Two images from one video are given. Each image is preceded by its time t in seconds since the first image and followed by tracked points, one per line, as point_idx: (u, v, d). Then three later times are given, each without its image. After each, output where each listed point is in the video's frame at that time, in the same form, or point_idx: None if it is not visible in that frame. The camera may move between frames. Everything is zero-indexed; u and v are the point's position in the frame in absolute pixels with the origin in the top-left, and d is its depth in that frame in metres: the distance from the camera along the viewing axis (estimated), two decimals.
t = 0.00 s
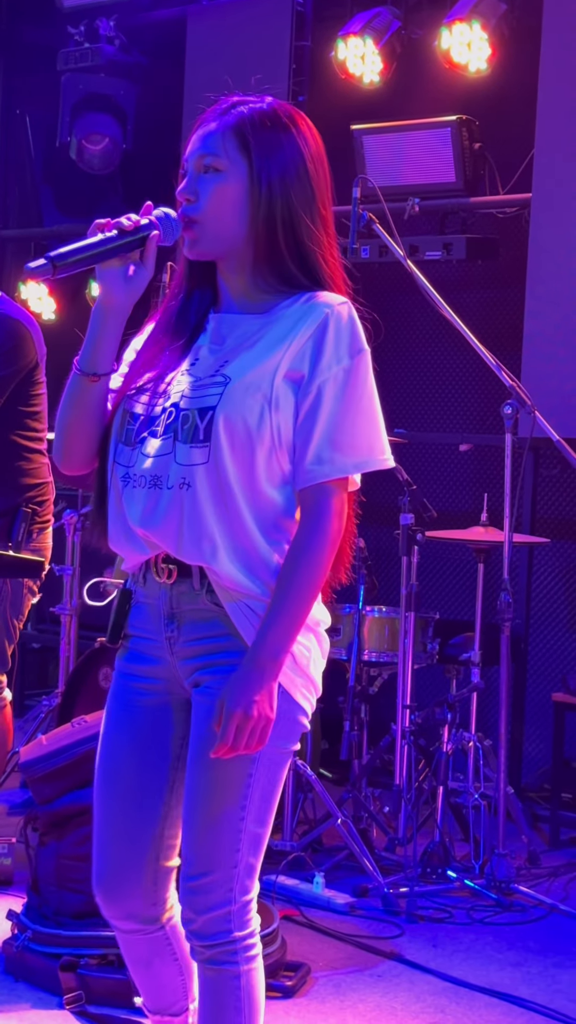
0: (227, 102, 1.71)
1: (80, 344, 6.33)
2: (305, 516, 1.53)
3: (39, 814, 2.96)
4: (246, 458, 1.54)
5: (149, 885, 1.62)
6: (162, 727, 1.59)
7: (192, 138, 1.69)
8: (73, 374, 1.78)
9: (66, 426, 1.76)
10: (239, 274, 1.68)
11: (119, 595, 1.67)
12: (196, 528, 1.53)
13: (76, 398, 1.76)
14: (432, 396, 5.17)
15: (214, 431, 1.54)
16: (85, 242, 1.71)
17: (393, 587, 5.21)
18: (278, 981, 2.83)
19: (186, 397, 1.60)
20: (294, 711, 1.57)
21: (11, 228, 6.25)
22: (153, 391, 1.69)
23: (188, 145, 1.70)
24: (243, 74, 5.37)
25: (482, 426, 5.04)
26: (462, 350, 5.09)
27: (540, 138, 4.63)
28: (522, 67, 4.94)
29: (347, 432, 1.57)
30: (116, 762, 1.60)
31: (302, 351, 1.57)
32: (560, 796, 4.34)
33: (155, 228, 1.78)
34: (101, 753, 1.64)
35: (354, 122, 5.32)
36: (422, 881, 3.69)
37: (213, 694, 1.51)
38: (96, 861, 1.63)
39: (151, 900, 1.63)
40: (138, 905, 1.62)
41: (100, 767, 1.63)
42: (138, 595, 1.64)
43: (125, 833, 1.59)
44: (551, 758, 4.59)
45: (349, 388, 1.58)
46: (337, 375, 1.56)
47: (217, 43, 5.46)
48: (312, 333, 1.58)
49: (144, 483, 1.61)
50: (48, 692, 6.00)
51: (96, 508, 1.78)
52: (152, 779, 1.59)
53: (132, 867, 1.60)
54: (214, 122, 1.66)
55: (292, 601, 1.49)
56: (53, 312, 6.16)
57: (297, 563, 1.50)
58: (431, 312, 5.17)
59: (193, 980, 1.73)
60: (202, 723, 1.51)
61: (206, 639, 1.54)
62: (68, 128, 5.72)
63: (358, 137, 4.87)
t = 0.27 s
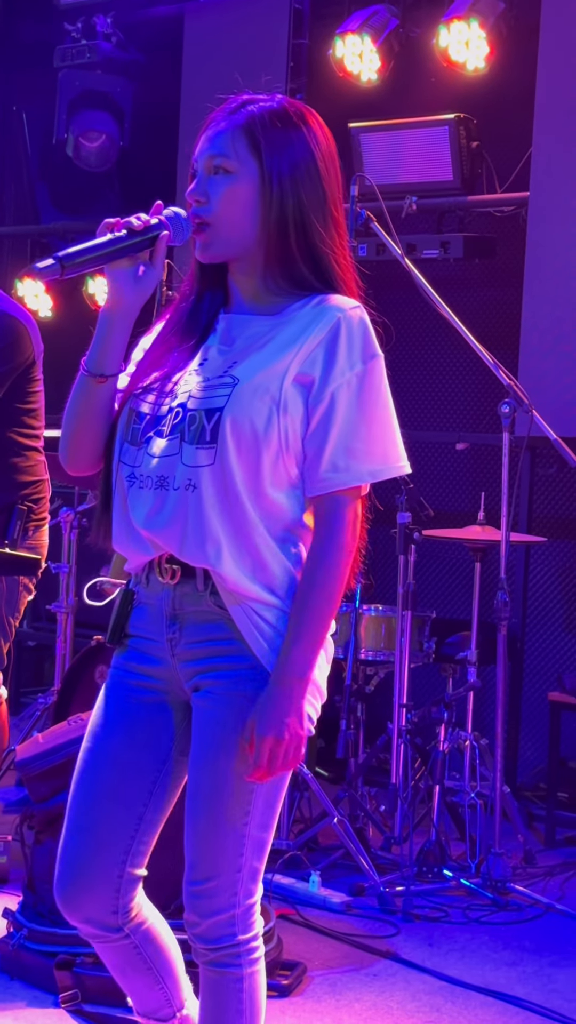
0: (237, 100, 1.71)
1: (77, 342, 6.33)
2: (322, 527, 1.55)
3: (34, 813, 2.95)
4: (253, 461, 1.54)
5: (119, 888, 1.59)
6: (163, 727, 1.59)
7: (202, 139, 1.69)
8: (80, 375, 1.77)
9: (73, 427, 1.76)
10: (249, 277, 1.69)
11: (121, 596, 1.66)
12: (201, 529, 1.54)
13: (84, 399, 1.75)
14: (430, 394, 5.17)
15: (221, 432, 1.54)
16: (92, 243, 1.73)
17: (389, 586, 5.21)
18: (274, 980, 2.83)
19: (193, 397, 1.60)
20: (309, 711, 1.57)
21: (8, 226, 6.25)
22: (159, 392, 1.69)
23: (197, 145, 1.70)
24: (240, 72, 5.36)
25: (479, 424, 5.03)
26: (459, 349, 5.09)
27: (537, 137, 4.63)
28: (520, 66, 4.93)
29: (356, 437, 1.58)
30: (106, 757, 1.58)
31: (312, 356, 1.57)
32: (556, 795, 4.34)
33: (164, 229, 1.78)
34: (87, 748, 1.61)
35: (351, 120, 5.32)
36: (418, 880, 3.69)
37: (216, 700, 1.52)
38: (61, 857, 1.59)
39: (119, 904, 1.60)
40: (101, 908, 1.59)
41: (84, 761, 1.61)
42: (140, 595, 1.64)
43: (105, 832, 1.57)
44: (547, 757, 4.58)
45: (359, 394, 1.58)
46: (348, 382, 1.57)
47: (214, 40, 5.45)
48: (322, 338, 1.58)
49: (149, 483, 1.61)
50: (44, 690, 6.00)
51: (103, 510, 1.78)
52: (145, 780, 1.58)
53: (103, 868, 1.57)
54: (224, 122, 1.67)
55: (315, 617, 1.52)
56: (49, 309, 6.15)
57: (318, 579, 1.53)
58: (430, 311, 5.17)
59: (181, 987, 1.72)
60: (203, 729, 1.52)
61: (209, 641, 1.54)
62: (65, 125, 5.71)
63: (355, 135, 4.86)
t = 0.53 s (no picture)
0: (242, 98, 1.71)
1: (76, 340, 6.33)
2: (336, 533, 1.56)
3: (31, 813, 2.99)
4: (255, 462, 1.54)
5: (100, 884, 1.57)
6: (159, 720, 1.59)
7: (207, 136, 1.69)
8: (83, 371, 1.77)
9: (74, 423, 1.76)
10: (254, 276, 1.69)
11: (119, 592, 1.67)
12: (201, 529, 1.54)
13: (86, 395, 1.75)
14: (428, 393, 5.16)
15: (222, 432, 1.54)
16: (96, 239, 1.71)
17: (387, 584, 5.21)
18: (271, 979, 2.82)
19: (195, 397, 1.60)
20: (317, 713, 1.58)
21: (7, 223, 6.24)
22: (161, 392, 1.69)
23: (202, 143, 1.70)
24: (240, 70, 5.36)
25: (477, 423, 5.03)
26: (458, 347, 5.08)
27: (537, 136, 4.63)
28: (520, 65, 4.92)
29: (362, 440, 1.58)
30: (97, 748, 1.57)
31: (317, 357, 1.57)
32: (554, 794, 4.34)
33: (168, 226, 1.77)
34: (76, 742, 1.60)
35: (350, 118, 5.31)
36: (416, 879, 3.69)
37: (217, 699, 1.51)
38: (42, 850, 1.56)
39: (99, 901, 1.58)
40: (81, 904, 1.56)
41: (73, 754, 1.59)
42: (140, 593, 1.64)
43: (93, 825, 1.55)
44: (545, 756, 4.58)
45: (364, 396, 1.58)
46: (356, 385, 1.57)
47: (214, 38, 5.44)
48: (327, 339, 1.58)
49: (150, 482, 1.61)
50: (41, 688, 6.00)
51: (102, 508, 1.78)
52: (137, 774, 1.57)
53: (85, 862, 1.55)
54: (230, 118, 1.66)
55: (346, 625, 1.53)
56: (47, 307, 6.15)
57: (346, 589, 1.53)
58: (430, 310, 5.16)
59: (162, 994, 1.71)
60: (203, 726, 1.51)
61: (208, 642, 1.54)
62: (64, 122, 5.71)
63: (355, 133, 4.85)
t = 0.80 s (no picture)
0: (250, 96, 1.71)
1: (74, 339, 6.32)
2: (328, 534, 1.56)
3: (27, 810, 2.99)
4: (257, 464, 1.54)
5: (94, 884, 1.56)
6: (154, 716, 1.58)
7: (213, 134, 1.70)
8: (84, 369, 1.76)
9: (74, 420, 1.75)
10: (255, 276, 1.69)
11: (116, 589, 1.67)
12: (201, 529, 1.53)
13: (86, 391, 1.74)
14: (426, 392, 5.16)
15: (226, 433, 1.54)
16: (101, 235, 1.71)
17: (385, 583, 5.20)
18: (268, 978, 2.82)
19: (198, 397, 1.60)
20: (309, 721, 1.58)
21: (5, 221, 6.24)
22: (163, 391, 1.69)
23: (208, 141, 1.71)
24: (239, 69, 5.36)
25: (475, 423, 5.03)
26: (457, 347, 5.08)
27: (536, 135, 4.62)
28: (519, 64, 4.92)
29: (363, 442, 1.58)
30: (92, 745, 1.56)
31: (321, 359, 1.57)
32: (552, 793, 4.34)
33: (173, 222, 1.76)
34: (70, 740, 1.59)
35: (349, 117, 5.31)
36: (413, 878, 3.68)
37: (217, 699, 1.51)
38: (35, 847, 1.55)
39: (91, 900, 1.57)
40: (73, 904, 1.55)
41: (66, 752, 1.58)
42: (137, 592, 1.63)
43: (89, 822, 1.54)
44: (542, 756, 4.58)
45: (367, 399, 1.58)
46: (357, 389, 1.57)
47: (213, 37, 5.44)
48: (331, 341, 1.58)
49: (151, 481, 1.60)
50: (38, 687, 6.00)
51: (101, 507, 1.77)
52: (134, 771, 1.57)
53: (79, 859, 1.54)
54: (237, 116, 1.66)
55: (335, 626, 1.52)
56: (46, 305, 6.15)
57: (337, 590, 1.53)
58: (429, 309, 5.16)
59: (150, 987, 1.69)
60: (203, 724, 1.51)
61: (208, 642, 1.54)
62: (63, 120, 5.70)
63: (354, 132, 4.84)
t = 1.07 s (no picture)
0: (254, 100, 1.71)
1: (73, 339, 6.33)
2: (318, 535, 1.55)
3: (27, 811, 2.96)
4: (260, 470, 1.54)
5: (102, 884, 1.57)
6: (157, 717, 1.58)
7: (216, 138, 1.70)
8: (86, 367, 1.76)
9: (75, 420, 1.75)
10: (259, 279, 1.69)
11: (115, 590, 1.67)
12: (203, 532, 1.53)
13: (88, 391, 1.74)
14: (425, 394, 5.16)
15: (229, 437, 1.54)
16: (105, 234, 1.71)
17: (383, 585, 5.21)
18: (265, 980, 2.82)
19: (202, 400, 1.60)
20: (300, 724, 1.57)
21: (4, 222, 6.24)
22: (166, 393, 1.69)
23: (212, 145, 1.71)
24: (237, 70, 5.36)
25: (474, 424, 5.03)
26: (455, 348, 5.08)
27: (535, 137, 4.62)
28: (518, 66, 4.92)
29: (363, 446, 1.57)
30: (96, 747, 1.56)
31: (324, 365, 1.57)
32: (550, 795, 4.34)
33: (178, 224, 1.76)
34: (74, 742, 1.59)
35: (348, 119, 5.31)
36: (411, 880, 3.69)
37: (218, 700, 1.51)
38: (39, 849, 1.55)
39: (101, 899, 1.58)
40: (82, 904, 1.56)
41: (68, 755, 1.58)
42: (138, 594, 1.63)
43: (95, 823, 1.55)
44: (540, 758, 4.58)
45: (366, 405, 1.58)
46: (356, 394, 1.57)
47: (212, 38, 5.44)
48: (334, 348, 1.58)
49: (154, 483, 1.60)
50: (36, 687, 5.99)
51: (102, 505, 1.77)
52: (138, 773, 1.57)
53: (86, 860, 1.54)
54: (241, 120, 1.67)
55: (302, 618, 1.51)
56: (44, 305, 6.15)
57: (314, 582, 1.52)
58: (427, 310, 5.17)
59: (163, 976, 1.72)
60: (206, 726, 1.51)
61: (209, 645, 1.54)
62: (62, 121, 5.70)
63: (353, 134, 4.84)
